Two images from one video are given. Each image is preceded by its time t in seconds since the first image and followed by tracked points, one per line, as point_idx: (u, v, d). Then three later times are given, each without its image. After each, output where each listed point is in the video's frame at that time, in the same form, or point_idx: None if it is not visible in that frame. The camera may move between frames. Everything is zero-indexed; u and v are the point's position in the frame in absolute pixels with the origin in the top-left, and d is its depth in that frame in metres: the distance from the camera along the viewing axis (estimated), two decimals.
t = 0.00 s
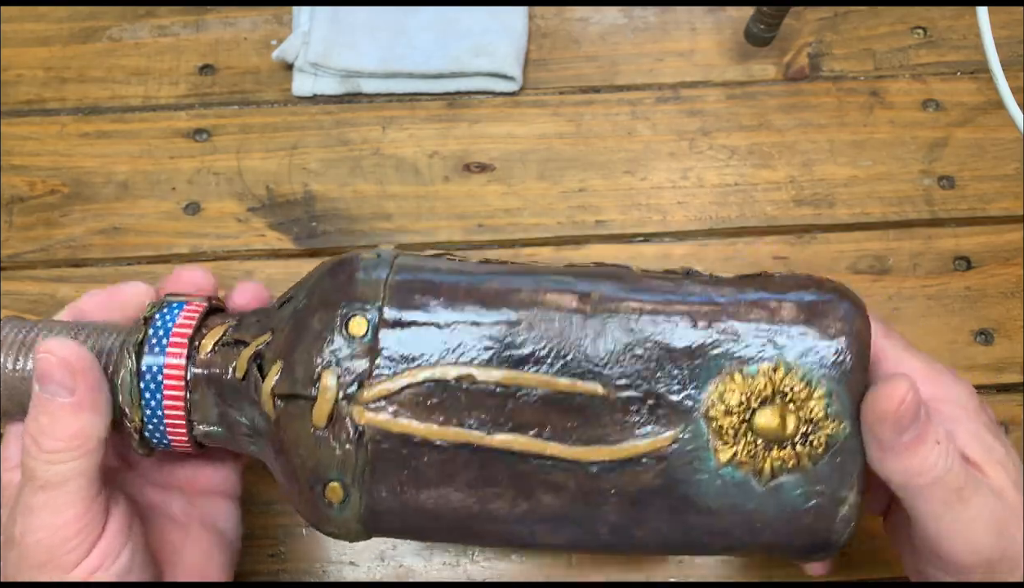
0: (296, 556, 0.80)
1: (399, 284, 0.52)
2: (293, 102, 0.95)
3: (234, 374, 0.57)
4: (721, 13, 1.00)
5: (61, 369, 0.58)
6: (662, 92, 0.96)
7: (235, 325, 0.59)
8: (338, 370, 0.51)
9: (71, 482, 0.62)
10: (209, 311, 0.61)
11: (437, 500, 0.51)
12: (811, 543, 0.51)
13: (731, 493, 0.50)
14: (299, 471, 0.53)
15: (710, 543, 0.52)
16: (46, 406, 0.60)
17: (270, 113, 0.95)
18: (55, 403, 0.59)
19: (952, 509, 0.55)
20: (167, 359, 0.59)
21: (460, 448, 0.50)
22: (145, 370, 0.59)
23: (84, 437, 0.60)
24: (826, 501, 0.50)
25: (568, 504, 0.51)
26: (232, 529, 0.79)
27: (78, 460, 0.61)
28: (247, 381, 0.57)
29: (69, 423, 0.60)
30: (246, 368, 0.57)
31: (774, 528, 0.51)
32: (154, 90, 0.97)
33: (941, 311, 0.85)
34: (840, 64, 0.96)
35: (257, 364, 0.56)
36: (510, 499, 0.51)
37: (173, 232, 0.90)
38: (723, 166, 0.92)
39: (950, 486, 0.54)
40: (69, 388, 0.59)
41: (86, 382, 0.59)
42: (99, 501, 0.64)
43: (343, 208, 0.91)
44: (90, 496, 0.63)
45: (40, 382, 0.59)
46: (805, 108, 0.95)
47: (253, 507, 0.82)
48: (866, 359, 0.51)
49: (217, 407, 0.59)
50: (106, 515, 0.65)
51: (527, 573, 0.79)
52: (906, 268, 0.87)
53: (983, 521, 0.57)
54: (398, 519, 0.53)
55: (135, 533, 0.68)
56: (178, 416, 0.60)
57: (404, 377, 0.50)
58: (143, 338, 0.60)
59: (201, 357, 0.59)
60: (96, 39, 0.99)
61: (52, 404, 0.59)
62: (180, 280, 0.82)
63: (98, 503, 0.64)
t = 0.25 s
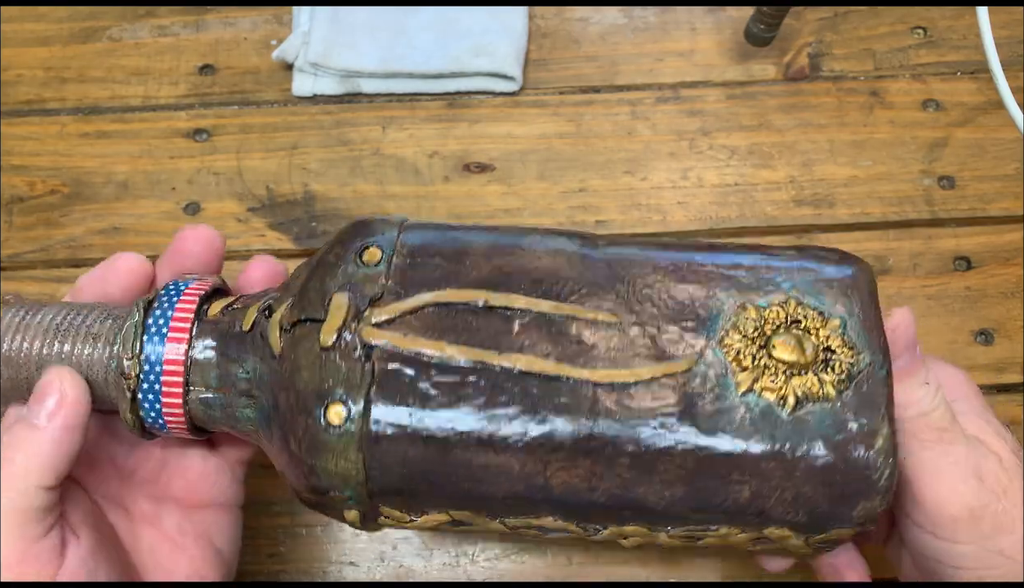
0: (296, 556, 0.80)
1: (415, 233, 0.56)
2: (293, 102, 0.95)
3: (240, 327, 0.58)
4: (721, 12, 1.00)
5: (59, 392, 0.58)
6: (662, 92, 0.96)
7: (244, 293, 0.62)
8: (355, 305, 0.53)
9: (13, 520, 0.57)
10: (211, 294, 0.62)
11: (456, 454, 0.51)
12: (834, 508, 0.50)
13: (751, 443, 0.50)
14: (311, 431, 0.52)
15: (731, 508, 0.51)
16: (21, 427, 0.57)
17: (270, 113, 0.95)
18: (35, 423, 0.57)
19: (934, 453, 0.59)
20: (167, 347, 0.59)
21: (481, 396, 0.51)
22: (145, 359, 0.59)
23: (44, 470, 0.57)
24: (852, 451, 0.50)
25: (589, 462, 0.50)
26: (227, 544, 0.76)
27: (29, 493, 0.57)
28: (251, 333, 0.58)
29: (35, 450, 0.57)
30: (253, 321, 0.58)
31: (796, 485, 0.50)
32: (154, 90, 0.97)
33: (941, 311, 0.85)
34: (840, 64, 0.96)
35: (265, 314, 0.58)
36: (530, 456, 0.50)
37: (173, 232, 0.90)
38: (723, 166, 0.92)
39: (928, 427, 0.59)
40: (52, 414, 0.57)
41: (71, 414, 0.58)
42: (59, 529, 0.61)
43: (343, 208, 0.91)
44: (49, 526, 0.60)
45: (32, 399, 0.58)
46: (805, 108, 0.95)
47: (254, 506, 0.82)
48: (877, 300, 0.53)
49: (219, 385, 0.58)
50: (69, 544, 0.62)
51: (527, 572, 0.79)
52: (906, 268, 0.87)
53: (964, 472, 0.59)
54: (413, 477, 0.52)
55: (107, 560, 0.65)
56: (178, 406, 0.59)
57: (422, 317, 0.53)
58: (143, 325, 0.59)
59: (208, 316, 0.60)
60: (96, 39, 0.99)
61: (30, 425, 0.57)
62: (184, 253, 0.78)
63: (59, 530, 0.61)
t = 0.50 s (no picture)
0: (296, 556, 0.80)
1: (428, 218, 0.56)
2: (293, 102, 0.95)
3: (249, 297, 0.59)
4: (721, 13, 1.00)
5: (67, 380, 0.57)
6: (662, 92, 0.96)
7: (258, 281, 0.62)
8: (364, 255, 0.52)
9: (52, 499, 0.59)
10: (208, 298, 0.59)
11: (468, 391, 0.47)
12: (858, 460, 0.47)
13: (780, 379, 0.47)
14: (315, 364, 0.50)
15: (756, 461, 0.47)
16: (45, 414, 0.58)
17: (270, 113, 0.95)
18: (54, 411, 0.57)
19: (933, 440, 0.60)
20: (162, 355, 0.57)
21: (476, 336, 0.48)
22: (140, 366, 0.57)
23: (77, 452, 0.59)
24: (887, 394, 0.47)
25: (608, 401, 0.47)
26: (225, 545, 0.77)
27: (64, 476, 0.59)
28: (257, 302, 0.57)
29: (65, 432, 0.58)
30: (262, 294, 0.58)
31: (830, 432, 0.47)
32: (154, 90, 0.97)
33: (941, 311, 0.85)
34: (841, 64, 0.96)
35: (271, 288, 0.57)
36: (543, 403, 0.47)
37: (173, 232, 0.90)
38: (723, 166, 0.92)
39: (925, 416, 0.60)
40: (69, 399, 0.57)
41: (87, 396, 0.58)
42: (80, 525, 0.61)
43: (343, 208, 0.91)
44: (73, 516, 0.60)
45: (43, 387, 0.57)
46: (805, 108, 0.94)
47: (254, 507, 0.82)
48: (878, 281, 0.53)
49: (219, 351, 0.56)
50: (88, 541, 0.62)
51: (527, 573, 0.79)
52: (907, 269, 0.87)
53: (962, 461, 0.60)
54: (415, 422, 0.48)
55: (122, 559, 0.65)
56: (175, 409, 0.58)
57: (438, 266, 0.51)
58: (137, 330, 0.57)
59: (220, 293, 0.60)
60: (96, 38, 0.99)
61: (51, 412, 0.58)
62: (185, 263, 0.79)
63: (80, 526, 0.61)
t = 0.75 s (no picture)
0: (296, 557, 0.80)
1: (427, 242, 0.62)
2: (293, 102, 0.95)
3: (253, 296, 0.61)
4: (721, 13, 1.00)
5: (62, 376, 0.58)
6: (662, 92, 0.96)
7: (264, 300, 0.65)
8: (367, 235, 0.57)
9: (67, 489, 0.61)
10: (207, 302, 0.59)
11: (465, 297, 0.49)
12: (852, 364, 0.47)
13: (773, 300, 0.49)
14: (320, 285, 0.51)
15: (756, 379, 0.47)
16: (50, 411, 0.59)
17: (270, 112, 0.95)
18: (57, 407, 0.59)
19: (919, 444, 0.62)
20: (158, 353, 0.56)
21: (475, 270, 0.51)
22: (137, 365, 0.57)
23: (88, 442, 0.60)
24: (879, 309, 0.48)
25: (607, 316, 0.48)
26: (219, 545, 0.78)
27: (77, 467, 0.61)
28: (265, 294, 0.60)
29: (73, 425, 0.59)
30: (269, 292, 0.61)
31: (822, 332, 0.47)
32: (154, 90, 0.97)
33: (941, 311, 0.85)
34: (840, 64, 0.96)
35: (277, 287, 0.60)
36: (545, 322, 0.48)
37: (173, 232, 0.90)
38: (723, 166, 0.92)
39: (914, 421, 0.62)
40: (68, 393, 0.58)
41: (85, 387, 0.58)
42: (98, 512, 0.63)
43: (343, 208, 0.91)
44: (88, 506, 0.62)
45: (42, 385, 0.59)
46: (805, 108, 0.94)
47: (253, 508, 0.82)
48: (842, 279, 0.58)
49: (222, 327, 0.57)
50: (104, 530, 0.64)
51: (527, 574, 0.79)
52: (907, 268, 0.87)
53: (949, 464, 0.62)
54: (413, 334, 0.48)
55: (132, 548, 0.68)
56: (173, 410, 0.58)
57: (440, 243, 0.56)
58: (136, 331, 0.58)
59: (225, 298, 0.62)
60: (96, 38, 0.99)
61: (55, 409, 0.59)
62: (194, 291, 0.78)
63: (97, 515, 0.63)
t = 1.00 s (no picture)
0: (296, 557, 0.80)
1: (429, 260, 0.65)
2: (293, 102, 0.95)
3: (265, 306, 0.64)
4: (721, 12, 1.00)
5: (71, 375, 0.59)
6: (662, 92, 0.96)
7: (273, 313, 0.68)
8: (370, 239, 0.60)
9: (76, 486, 0.62)
10: (213, 311, 0.62)
11: (464, 274, 0.51)
12: (839, 325, 0.49)
13: (757, 275, 0.51)
14: (324, 265, 0.53)
15: (743, 345, 0.49)
16: (57, 410, 0.60)
17: (269, 112, 0.95)
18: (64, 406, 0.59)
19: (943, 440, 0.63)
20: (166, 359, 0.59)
21: (474, 254, 0.53)
22: (144, 370, 0.59)
23: (96, 440, 0.61)
24: (856, 279, 0.51)
25: (596, 289, 0.50)
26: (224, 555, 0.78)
27: (86, 464, 0.62)
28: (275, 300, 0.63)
29: (80, 424, 0.60)
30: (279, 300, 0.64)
31: (805, 298, 0.50)
32: (154, 90, 0.96)
33: (941, 311, 0.85)
34: (841, 64, 0.96)
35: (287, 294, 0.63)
36: (539, 294, 0.50)
37: (173, 232, 0.90)
38: (723, 166, 0.92)
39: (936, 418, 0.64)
40: (77, 392, 0.59)
41: (93, 387, 0.59)
42: (105, 512, 0.65)
43: (343, 208, 0.91)
44: (96, 504, 0.64)
45: (49, 384, 0.59)
46: (805, 108, 0.94)
47: (254, 508, 0.81)
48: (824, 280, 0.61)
49: (232, 324, 0.60)
50: (110, 530, 0.66)
51: (527, 573, 0.79)
52: (907, 269, 0.87)
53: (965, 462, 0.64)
54: (410, 302, 0.50)
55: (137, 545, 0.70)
56: (179, 414, 0.60)
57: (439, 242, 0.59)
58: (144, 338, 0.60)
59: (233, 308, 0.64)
60: (95, 38, 0.99)
61: (63, 407, 0.60)
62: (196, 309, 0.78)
63: (104, 514, 0.65)
